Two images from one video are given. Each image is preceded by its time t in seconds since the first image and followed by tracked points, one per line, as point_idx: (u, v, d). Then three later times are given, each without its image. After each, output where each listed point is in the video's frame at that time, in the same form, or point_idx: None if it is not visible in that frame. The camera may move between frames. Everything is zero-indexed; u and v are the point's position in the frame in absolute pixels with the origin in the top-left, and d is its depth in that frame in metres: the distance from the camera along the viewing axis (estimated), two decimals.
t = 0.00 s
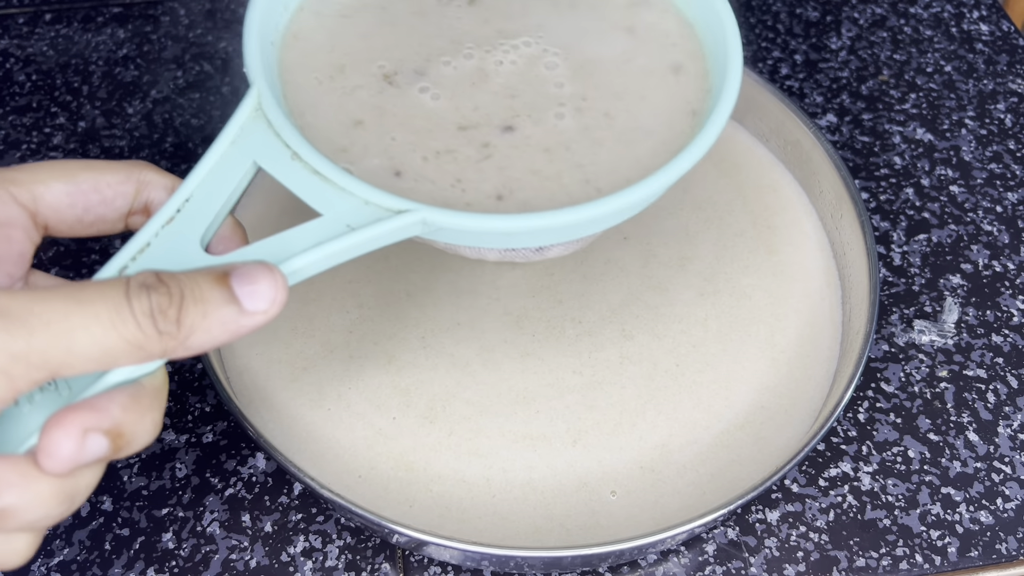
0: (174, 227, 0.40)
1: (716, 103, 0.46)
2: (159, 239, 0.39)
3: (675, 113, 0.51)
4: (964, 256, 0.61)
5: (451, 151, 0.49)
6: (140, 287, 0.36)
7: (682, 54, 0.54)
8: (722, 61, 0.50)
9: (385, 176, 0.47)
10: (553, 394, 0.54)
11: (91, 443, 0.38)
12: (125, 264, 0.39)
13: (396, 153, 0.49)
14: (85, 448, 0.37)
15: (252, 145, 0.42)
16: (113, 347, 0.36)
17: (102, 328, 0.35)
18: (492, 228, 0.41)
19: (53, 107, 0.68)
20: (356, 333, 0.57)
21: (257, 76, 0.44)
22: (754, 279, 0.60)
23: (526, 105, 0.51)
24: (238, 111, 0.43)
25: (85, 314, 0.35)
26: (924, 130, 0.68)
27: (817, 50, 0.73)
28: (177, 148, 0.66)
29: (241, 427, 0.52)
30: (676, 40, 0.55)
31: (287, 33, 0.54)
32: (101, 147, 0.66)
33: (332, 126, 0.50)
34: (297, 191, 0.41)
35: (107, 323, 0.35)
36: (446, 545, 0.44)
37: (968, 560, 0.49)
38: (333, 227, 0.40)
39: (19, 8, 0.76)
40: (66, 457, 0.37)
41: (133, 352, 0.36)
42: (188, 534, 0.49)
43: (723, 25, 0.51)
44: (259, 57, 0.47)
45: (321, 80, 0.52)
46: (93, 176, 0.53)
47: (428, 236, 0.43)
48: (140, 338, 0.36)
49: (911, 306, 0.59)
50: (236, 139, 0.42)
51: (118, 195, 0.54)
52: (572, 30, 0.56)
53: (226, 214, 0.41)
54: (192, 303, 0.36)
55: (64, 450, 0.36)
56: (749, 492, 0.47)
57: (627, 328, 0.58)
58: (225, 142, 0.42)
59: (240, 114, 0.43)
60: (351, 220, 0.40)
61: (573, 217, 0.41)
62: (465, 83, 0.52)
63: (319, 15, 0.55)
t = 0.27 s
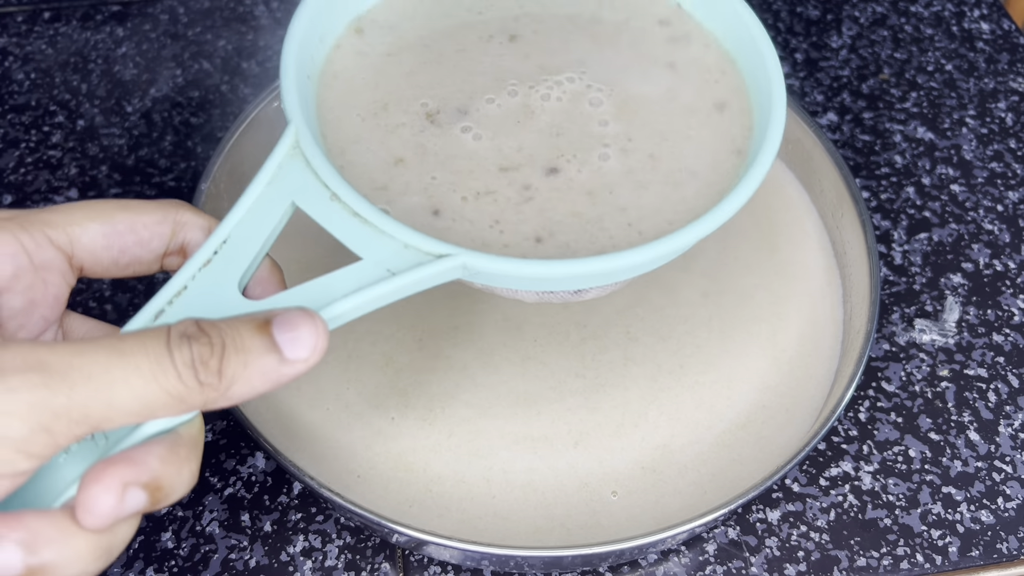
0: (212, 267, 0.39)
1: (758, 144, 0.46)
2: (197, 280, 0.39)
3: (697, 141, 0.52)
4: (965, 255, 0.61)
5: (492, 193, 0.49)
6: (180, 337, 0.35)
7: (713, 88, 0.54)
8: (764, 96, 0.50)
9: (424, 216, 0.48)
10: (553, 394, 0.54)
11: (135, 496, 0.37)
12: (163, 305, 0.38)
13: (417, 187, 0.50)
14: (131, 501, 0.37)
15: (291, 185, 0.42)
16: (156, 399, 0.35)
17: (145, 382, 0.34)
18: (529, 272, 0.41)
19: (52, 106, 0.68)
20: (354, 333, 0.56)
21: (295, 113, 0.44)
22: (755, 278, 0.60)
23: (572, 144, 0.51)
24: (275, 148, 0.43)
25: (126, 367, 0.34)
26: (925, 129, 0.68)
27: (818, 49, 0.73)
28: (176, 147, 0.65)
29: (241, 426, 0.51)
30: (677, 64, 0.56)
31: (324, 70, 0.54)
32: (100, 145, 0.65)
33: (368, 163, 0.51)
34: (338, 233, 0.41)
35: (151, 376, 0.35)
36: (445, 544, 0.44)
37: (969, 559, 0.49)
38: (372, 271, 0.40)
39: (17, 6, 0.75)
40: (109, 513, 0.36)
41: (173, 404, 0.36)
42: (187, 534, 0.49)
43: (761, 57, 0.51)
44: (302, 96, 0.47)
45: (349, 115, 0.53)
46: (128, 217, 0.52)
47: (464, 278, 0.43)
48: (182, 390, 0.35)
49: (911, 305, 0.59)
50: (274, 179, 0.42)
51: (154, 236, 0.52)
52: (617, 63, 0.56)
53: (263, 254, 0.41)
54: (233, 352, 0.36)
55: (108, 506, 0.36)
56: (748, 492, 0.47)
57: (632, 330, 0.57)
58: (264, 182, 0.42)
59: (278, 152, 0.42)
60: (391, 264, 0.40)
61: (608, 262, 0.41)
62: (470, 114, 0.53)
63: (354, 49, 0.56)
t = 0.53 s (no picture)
0: (203, 296, 0.39)
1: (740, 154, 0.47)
2: (188, 309, 0.39)
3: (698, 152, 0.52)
4: (965, 256, 0.61)
5: (472, 208, 0.49)
6: (172, 363, 0.35)
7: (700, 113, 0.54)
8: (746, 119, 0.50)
9: (408, 233, 0.48)
10: (553, 395, 0.54)
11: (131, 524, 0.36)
12: (155, 335, 0.38)
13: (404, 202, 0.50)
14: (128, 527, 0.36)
15: (280, 213, 0.42)
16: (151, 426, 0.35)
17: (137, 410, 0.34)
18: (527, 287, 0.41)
19: (51, 106, 0.68)
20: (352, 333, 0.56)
21: (283, 141, 0.44)
22: (756, 279, 0.60)
23: (548, 163, 0.51)
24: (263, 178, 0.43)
25: (118, 395, 0.34)
26: (925, 130, 0.68)
27: (818, 49, 0.73)
28: (175, 148, 0.65)
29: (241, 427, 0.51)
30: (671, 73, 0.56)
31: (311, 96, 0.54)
32: (100, 146, 0.65)
33: (353, 185, 0.50)
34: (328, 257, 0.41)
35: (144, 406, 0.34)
36: (445, 544, 0.44)
37: (970, 560, 0.49)
38: (363, 291, 0.40)
39: (17, 6, 0.75)
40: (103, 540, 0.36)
41: (167, 430, 0.35)
42: (187, 534, 0.49)
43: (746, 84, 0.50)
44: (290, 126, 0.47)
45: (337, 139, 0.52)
46: (119, 249, 0.51)
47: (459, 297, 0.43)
48: (175, 417, 0.35)
49: (912, 306, 0.59)
50: (263, 208, 0.42)
51: (146, 266, 0.52)
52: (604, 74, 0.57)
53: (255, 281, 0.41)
54: (226, 378, 0.35)
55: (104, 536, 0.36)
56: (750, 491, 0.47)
57: (636, 331, 0.57)
58: (253, 211, 0.42)
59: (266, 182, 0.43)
60: (381, 284, 0.40)
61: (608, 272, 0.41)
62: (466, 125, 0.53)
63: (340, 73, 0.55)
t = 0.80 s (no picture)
0: (174, 273, 0.39)
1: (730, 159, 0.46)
2: (158, 285, 0.39)
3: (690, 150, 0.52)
4: (965, 256, 0.61)
5: (475, 212, 0.49)
6: (127, 336, 0.35)
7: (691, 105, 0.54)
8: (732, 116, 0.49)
9: (406, 234, 0.48)
10: (553, 396, 0.54)
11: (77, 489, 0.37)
12: (123, 309, 0.38)
13: (405, 206, 0.50)
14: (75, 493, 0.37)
15: (260, 198, 0.43)
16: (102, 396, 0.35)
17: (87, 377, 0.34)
18: (497, 285, 0.41)
19: (52, 107, 0.68)
20: (351, 335, 0.57)
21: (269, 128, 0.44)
22: (757, 279, 0.60)
23: (553, 156, 0.52)
24: (247, 159, 0.43)
25: (70, 363, 0.35)
26: (925, 130, 0.68)
27: (818, 50, 0.73)
28: (176, 148, 0.65)
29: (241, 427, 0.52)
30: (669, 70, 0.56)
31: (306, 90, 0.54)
32: (100, 146, 0.65)
33: (352, 182, 0.51)
34: (301, 242, 0.41)
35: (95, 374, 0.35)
36: (446, 544, 0.44)
37: (969, 560, 0.49)
38: (330, 278, 0.40)
39: (18, 7, 0.75)
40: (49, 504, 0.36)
41: (118, 402, 0.35)
42: (187, 534, 0.49)
43: (731, 78, 0.50)
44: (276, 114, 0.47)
45: (330, 137, 0.53)
46: (95, 221, 0.52)
47: (428, 291, 0.43)
48: (127, 389, 0.35)
49: (912, 306, 0.59)
50: (243, 189, 0.42)
51: (120, 240, 0.53)
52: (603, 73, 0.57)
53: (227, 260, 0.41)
54: (181, 354, 0.35)
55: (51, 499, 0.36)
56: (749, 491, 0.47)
57: (637, 332, 0.57)
58: (232, 190, 0.42)
59: (249, 163, 0.43)
60: (350, 272, 0.40)
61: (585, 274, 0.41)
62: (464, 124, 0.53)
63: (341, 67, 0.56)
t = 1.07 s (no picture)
0: (151, 224, 0.40)
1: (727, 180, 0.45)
2: (134, 233, 0.40)
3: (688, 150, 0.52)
4: (965, 256, 0.61)
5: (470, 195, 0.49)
6: (75, 275, 0.37)
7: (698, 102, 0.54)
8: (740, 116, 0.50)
9: (390, 215, 0.49)
10: (553, 396, 0.54)
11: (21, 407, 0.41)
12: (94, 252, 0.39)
13: (394, 185, 0.50)
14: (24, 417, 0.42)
15: (250, 163, 0.43)
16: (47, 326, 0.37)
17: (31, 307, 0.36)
18: (452, 276, 0.41)
19: (53, 107, 0.68)
20: (350, 336, 0.57)
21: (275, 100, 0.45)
22: (758, 279, 0.60)
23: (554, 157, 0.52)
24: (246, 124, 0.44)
25: (14, 290, 0.36)
26: (925, 130, 0.68)
27: (818, 50, 0.73)
28: (176, 148, 0.65)
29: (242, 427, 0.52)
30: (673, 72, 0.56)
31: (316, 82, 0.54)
32: (101, 146, 0.65)
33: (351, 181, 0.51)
34: (277, 211, 0.42)
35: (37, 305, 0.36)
36: (446, 544, 0.44)
37: (969, 560, 0.49)
38: (295, 247, 0.40)
39: (19, 7, 0.75)
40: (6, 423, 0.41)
41: (56, 336, 0.37)
42: (188, 534, 0.49)
43: (736, 70, 0.51)
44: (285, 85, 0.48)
45: (335, 116, 0.53)
46: (86, 165, 0.53)
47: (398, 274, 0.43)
48: (67, 326, 0.37)
49: (912, 306, 0.59)
50: (235, 152, 0.43)
51: (108, 185, 0.54)
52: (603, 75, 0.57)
53: (205, 220, 0.42)
54: (122, 299, 0.36)
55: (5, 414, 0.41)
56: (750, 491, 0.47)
57: (640, 333, 0.57)
58: (224, 152, 0.43)
59: (245, 128, 0.43)
60: (316, 245, 0.40)
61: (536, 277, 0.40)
62: (463, 127, 0.53)
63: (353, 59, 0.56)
